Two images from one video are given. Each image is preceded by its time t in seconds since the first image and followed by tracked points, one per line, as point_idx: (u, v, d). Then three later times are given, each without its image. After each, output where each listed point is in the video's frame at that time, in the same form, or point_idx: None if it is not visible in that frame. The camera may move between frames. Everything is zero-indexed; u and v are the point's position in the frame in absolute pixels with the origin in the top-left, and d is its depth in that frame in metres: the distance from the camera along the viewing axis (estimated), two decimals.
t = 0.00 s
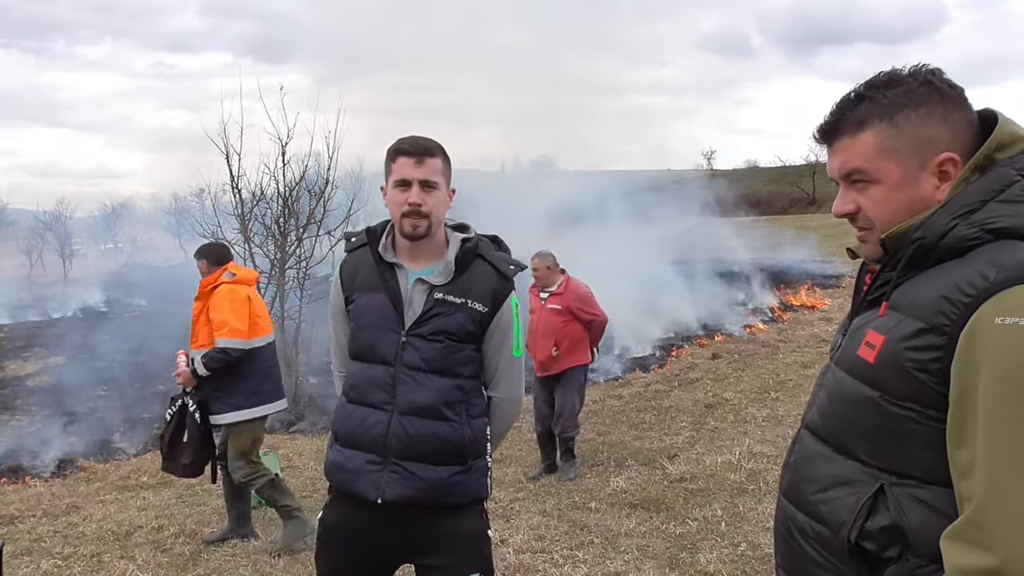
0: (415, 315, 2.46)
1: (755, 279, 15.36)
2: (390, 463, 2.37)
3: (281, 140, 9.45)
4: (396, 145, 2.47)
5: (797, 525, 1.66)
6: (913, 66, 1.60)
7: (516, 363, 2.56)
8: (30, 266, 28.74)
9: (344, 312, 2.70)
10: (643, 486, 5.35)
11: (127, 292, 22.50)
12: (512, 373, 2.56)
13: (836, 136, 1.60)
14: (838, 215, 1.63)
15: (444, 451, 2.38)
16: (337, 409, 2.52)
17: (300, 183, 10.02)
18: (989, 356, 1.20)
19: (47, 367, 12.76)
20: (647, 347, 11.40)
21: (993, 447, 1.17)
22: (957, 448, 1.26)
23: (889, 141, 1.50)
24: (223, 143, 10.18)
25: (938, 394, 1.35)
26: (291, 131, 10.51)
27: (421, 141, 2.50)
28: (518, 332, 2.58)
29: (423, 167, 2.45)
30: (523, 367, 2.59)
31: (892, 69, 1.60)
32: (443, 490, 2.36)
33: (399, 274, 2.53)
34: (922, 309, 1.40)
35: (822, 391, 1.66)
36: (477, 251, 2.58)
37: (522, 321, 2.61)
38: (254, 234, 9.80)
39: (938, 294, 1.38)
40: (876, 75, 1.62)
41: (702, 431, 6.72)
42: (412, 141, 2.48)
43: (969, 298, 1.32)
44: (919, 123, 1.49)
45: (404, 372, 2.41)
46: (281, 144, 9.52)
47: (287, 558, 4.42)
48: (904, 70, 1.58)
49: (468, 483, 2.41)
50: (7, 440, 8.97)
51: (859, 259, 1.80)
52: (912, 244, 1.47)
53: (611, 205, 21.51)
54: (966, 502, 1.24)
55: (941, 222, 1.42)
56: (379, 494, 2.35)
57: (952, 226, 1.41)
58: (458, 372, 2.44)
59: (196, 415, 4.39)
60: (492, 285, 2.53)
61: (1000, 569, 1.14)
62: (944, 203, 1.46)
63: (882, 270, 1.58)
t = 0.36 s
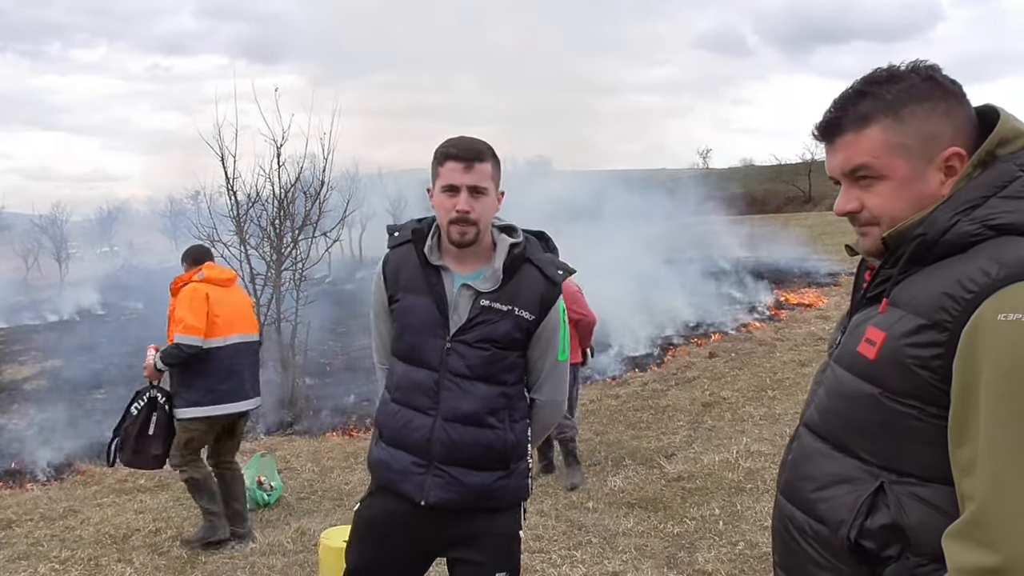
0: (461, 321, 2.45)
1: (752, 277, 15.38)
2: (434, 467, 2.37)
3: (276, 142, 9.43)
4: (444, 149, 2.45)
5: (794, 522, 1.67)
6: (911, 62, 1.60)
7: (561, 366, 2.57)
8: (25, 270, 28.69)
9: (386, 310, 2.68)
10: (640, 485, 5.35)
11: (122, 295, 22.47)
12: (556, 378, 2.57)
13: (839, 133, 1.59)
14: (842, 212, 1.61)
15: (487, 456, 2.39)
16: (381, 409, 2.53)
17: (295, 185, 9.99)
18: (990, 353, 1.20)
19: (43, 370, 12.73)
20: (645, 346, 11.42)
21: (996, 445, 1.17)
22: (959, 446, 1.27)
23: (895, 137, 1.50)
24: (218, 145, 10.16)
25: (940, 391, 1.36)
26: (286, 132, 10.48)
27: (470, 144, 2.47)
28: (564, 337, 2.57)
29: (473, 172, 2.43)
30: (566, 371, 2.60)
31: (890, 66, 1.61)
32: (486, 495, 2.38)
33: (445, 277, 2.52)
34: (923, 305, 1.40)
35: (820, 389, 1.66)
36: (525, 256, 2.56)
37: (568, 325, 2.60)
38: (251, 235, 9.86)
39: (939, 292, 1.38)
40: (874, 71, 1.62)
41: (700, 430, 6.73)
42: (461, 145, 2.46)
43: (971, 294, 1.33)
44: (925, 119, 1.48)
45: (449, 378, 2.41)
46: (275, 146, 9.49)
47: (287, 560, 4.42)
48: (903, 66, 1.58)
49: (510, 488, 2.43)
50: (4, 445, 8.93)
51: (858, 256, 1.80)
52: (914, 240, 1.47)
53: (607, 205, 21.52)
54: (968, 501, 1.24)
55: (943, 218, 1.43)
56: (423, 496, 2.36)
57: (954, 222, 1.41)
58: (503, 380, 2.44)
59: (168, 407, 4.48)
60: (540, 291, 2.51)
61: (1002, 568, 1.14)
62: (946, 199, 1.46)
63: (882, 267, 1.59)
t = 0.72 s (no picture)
0: (480, 313, 2.45)
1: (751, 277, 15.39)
2: (446, 460, 2.36)
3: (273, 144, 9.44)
4: (469, 142, 2.49)
5: (798, 523, 1.66)
6: (909, 59, 1.61)
7: (578, 366, 2.55)
8: (23, 274, 28.69)
9: (405, 304, 2.70)
10: (640, 485, 5.36)
11: (120, 299, 22.45)
12: (573, 376, 2.55)
13: (837, 132, 1.60)
14: (842, 212, 1.62)
15: (501, 452, 2.37)
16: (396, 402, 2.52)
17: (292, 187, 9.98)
18: (996, 352, 1.20)
19: (41, 374, 12.72)
20: (644, 346, 11.42)
21: (1004, 443, 1.17)
22: (965, 445, 1.27)
23: (894, 135, 1.50)
24: (216, 148, 10.16)
25: (946, 390, 1.36)
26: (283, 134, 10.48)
27: (494, 138, 2.51)
28: (582, 335, 2.57)
29: (496, 164, 2.46)
30: (584, 370, 2.58)
31: (889, 64, 1.61)
32: (499, 491, 2.37)
33: (465, 269, 2.54)
34: (927, 304, 1.41)
35: (823, 388, 1.67)
36: (546, 252, 2.57)
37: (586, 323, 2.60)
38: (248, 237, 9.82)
39: (944, 290, 1.39)
40: (871, 70, 1.62)
41: (699, 429, 6.74)
42: (485, 139, 2.50)
43: (976, 293, 1.33)
44: (925, 117, 1.49)
45: (466, 369, 2.40)
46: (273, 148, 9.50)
47: (286, 562, 4.42)
48: (902, 65, 1.59)
49: (523, 485, 2.42)
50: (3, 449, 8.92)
51: (858, 255, 1.81)
52: (915, 239, 1.48)
53: (605, 205, 21.53)
54: (975, 500, 1.24)
55: (945, 216, 1.43)
56: (433, 490, 2.35)
57: (957, 220, 1.41)
58: (521, 374, 2.43)
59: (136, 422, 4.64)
60: (561, 287, 2.52)
61: (1012, 567, 1.14)
62: (948, 198, 1.46)
63: (885, 266, 1.59)
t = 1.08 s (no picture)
0: (482, 310, 2.46)
1: (752, 276, 15.37)
2: (441, 457, 2.36)
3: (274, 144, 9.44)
4: (481, 140, 2.49)
5: (802, 522, 1.66)
6: (913, 58, 1.60)
7: (576, 370, 2.56)
8: (23, 276, 28.75)
9: (405, 300, 2.69)
10: (641, 484, 5.36)
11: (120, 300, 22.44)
12: (572, 379, 2.55)
13: (830, 131, 1.64)
14: (830, 209, 1.66)
15: (498, 451, 2.37)
16: (392, 397, 2.51)
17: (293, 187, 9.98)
18: (1000, 350, 1.20)
19: (42, 375, 12.73)
20: (645, 345, 11.42)
21: (1009, 441, 1.17)
22: (968, 445, 1.27)
23: (872, 138, 1.53)
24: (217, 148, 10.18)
25: (949, 390, 1.36)
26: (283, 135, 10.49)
27: (505, 137, 2.52)
28: (581, 339, 2.58)
29: (507, 163, 2.47)
30: (582, 373, 2.59)
31: (892, 62, 1.61)
32: (493, 490, 2.36)
33: (469, 266, 2.55)
34: (932, 303, 1.41)
35: (827, 387, 1.66)
36: (550, 254, 2.59)
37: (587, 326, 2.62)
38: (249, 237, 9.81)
39: (948, 289, 1.38)
40: (875, 68, 1.63)
41: (700, 428, 6.74)
42: (497, 137, 2.50)
43: (979, 293, 1.33)
44: (902, 120, 1.50)
45: (465, 366, 2.40)
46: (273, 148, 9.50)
47: (288, 562, 4.42)
48: (900, 63, 1.59)
49: (517, 486, 2.42)
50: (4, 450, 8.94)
51: (857, 255, 1.80)
52: (918, 238, 1.47)
53: (606, 205, 21.53)
54: (979, 499, 1.25)
55: (948, 215, 1.43)
56: (426, 487, 2.34)
57: (959, 220, 1.41)
58: (520, 373, 2.44)
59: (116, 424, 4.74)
60: (564, 289, 2.54)
61: (1017, 566, 1.15)
62: (948, 198, 1.46)
63: (886, 265, 1.59)
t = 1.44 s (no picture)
0: (450, 311, 2.45)
1: (756, 272, 15.34)
2: (420, 462, 2.34)
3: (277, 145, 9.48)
4: (441, 142, 2.52)
5: (803, 515, 1.66)
6: (917, 55, 1.60)
7: (546, 364, 2.61)
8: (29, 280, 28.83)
9: (368, 307, 2.66)
10: (647, 480, 5.36)
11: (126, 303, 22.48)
12: (542, 374, 2.59)
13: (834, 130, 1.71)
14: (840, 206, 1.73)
15: (475, 451, 2.37)
16: (362, 406, 2.47)
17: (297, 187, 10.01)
18: (993, 340, 1.20)
19: (49, 379, 12.76)
20: (649, 342, 11.41)
21: (998, 430, 1.17)
22: (962, 437, 1.26)
23: (850, 137, 1.61)
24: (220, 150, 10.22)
25: (945, 382, 1.35)
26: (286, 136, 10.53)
27: (465, 138, 2.56)
28: (549, 333, 2.63)
29: (468, 164, 2.51)
30: (551, 369, 2.62)
31: (893, 61, 1.64)
32: (474, 491, 2.36)
33: (433, 269, 2.54)
34: (928, 296, 1.40)
35: (828, 381, 1.66)
36: (514, 251, 2.61)
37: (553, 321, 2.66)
38: (254, 238, 9.83)
39: (943, 281, 1.38)
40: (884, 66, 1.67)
41: (706, 424, 6.73)
42: (457, 139, 2.54)
43: (973, 284, 1.32)
44: (874, 119, 1.56)
45: (437, 369, 2.38)
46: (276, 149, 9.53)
47: (294, 563, 4.43)
48: (895, 61, 1.61)
49: (496, 484, 2.42)
50: (12, 453, 8.97)
51: (864, 250, 1.79)
52: (916, 231, 1.47)
53: (610, 203, 21.51)
54: (972, 490, 1.24)
55: (945, 208, 1.42)
56: (408, 495, 2.31)
57: (957, 212, 1.41)
58: (492, 371, 2.44)
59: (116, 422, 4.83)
60: (529, 285, 2.57)
61: (1004, 556, 1.14)
62: (946, 190, 1.46)
63: (887, 258, 1.58)
